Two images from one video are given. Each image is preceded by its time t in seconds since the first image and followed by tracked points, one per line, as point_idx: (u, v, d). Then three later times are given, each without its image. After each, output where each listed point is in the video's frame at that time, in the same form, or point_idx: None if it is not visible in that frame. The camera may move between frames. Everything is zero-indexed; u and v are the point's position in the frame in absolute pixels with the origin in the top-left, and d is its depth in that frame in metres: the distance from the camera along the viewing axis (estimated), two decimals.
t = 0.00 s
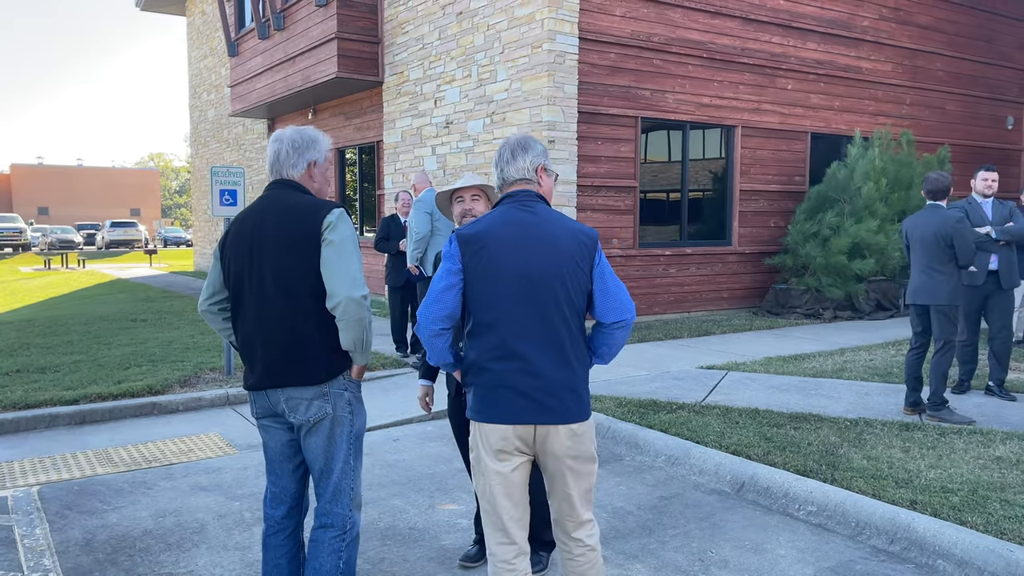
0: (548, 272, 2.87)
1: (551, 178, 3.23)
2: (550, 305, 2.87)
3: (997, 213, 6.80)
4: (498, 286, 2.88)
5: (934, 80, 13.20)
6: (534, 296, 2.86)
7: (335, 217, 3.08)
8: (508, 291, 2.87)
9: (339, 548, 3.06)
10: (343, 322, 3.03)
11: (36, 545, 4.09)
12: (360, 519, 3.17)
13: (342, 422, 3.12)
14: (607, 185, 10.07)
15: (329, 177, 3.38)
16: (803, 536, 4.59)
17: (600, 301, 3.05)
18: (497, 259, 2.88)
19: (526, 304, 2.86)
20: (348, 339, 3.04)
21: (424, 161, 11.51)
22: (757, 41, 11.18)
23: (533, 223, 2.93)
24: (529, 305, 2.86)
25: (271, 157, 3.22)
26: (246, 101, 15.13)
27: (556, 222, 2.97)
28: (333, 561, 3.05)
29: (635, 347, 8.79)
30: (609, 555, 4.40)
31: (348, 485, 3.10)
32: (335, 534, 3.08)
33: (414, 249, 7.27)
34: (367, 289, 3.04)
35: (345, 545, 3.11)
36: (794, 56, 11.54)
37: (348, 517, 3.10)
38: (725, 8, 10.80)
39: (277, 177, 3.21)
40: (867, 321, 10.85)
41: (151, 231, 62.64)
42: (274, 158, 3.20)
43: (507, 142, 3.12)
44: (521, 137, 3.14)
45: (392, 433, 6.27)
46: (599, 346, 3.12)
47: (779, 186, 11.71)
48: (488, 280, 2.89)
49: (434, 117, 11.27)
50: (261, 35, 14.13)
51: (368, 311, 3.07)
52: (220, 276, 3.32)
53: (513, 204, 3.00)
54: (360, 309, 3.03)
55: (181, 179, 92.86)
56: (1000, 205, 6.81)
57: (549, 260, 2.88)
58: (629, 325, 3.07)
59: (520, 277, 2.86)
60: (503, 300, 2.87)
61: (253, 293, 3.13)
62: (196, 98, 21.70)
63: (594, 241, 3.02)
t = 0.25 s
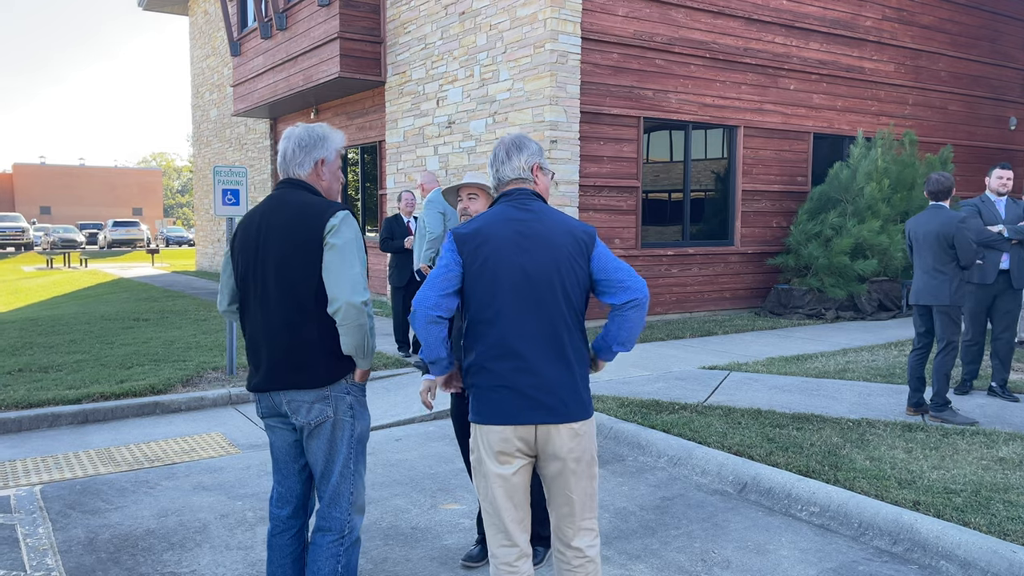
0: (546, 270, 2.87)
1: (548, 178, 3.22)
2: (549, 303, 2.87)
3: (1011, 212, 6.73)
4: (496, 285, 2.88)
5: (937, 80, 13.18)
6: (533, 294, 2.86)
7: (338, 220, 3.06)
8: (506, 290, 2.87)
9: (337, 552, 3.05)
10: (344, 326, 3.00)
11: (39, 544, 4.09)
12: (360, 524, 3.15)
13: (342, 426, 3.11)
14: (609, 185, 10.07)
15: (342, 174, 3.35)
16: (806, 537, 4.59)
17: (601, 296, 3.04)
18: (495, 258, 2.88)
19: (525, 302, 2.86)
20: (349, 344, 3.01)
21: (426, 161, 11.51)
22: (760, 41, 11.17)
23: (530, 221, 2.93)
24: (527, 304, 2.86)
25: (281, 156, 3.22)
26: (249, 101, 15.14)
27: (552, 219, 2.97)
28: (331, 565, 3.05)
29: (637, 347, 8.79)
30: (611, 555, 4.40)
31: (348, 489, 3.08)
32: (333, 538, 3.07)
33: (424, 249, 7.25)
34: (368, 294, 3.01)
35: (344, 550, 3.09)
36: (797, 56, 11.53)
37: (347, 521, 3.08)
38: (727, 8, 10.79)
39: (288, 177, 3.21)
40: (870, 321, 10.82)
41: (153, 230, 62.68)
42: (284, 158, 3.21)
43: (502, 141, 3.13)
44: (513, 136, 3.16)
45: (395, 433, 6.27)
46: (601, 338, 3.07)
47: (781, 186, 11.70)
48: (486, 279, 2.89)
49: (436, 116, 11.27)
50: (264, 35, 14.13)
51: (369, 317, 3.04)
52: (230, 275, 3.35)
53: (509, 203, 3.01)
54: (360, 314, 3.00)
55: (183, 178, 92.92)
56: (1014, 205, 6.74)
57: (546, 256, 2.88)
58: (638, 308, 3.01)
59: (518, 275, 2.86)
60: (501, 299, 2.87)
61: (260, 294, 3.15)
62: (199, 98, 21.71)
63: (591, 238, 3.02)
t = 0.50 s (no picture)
0: (550, 270, 2.87)
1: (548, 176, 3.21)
2: (553, 304, 2.86)
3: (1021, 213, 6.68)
4: (499, 286, 2.87)
5: (940, 81, 13.17)
6: (536, 295, 2.85)
7: (344, 223, 3.04)
8: (509, 291, 2.86)
9: (339, 556, 3.05)
10: (348, 332, 2.99)
11: (41, 544, 4.08)
12: (363, 527, 3.14)
13: (347, 429, 3.09)
14: (611, 185, 10.06)
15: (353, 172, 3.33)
16: (809, 538, 4.58)
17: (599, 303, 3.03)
18: (498, 259, 2.87)
19: (529, 304, 2.85)
20: (354, 350, 3.00)
21: (428, 161, 11.50)
22: (762, 41, 11.16)
23: (532, 221, 2.92)
24: (529, 305, 2.85)
25: (291, 155, 3.21)
26: (251, 100, 15.14)
27: (554, 219, 2.96)
28: (333, 569, 3.05)
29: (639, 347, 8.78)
30: (614, 556, 4.40)
31: (350, 494, 3.07)
32: (336, 542, 3.06)
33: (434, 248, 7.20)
34: (372, 300, 3.00)
35: (346, 553, 3.09)
36: (799, 56, 11.52)
37: (349, 526, 3.07)
38: (730, 8, 10.78)
39: (296, 177, 3.20)
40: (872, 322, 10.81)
41: (155, 230, 62.71)
42: (294, 156, 3.19)
43: (503, 141, 3.11)
44: (516, 135, 3.13)
45: (397, 433, 6.26)
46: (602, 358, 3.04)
47: (784, 186, 11.69)
48: (488, 280, 2.88)
49: (438, 116, 11.27)
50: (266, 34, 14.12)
51: (374, 323, 3.02)
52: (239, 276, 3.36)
53: (511, 203, 3.00)
54: (365, 321, 2.99)
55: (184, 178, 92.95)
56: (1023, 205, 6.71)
57: (550, 257, 2.88)
58: (635, 323, 3.01)
59: (521, 275, 2.85)
60: (505, 300, 2.86)
61: (265, 296, 3.15)
62: (200, 98, 21.71)
63: (592, 238, 3.01)
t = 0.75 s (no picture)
0: (555, 271, 2.87)
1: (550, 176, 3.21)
2: (557, 304, 2.86)
3: None
4: (503, 287, 2.86)
5: (942, 81, 13.15)
6: (541, 295, 2.85)
7: (348, 225, 3.02)
8: (514, 290, 2.85)
9: (338, 560, 3.04)
10: (352, 337, 2.98)
11: (43, 543, 4.08)
12: (363, 531, 3.12)
13: (350, 432, 3.08)
14: (613, 185, 10.05)
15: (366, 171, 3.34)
16: (812, 538, 4.57)
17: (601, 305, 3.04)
18: (503, 258, 2.86)
19: (533, 304, 2.85)
20: (358, 353, 2.98)
21: (430, 161, 11.50)
22: (765, 41, 11.15)
23: (537, 221, 2.92)
24: (533, 305, 2.85)
25: (304, 152, 3.21)
26: (253, 100, 15.14)
27: (557, 219, 2.96)
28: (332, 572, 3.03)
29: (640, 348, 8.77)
30: (616, 557, 4.39)
31: (350, 497, 3.06)
32: (335, 545, 3.05)
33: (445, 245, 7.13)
34: (375, 304, 2.97)
35: (346, 556, 3.08)
36: (801, 56, 11.51)
37: (348, 530, 3.06)
38: (732, 8, 10.77)
39: (308, 175, 3.20)
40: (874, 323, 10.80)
41: (156, 230, 62.73)
42: (308, 153, 3.20)
43: (504, 140, 3.11)
44: (517, 134, 3.13)
45: (399, 433, 6.26)
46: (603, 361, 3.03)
47: (786, 186, 11.68)
48: (492, 280, 2.87)
49: (440, 116, 11.26)
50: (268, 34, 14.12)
51: (378, 327, 3.00)
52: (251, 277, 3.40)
53: (514, 203, 2.99)
54: (368, 325, 2.97)
55: (186, 178, 92.98)
56: None
57: (554, 257, 2.88)
58: (636, 320, 3.00)
59: (527, 275, 2.84)
60: (510, 300, 2.85)
61: (272, 298, 3.17)
62: (202, 98, 21.71)
63: (595, 238, 3.02)
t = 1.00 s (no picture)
0: (559, 270, 2.87)
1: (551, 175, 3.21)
2: (561, 303, 2.86)
3: None
4: (508, 285, 2.86)
5: (944, 81, 13.15)
6: (545, 294, 2.85)
7: (355, 226, 3.01)
8: (518, 289, 2.85)
9: (339, 562, 3.04)
10: (356, 339, 2.95)
11: (45, 543, 4.08)
12: (363, 534, 3.12)
13: (353, 435, 3.08)
14: (614, 185, 10.05)
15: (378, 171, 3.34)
16: (813, 539, 4.57)
17: (605, 302, 3.05)
18: (507, 257, 2.86)
19: (537, 303, 2.85)
20: (362, 356, 2.96)
21: (431, 161, 11.50)
22: (766, 42, 11.15)
23: (540, 220, 2.92)
24: (537, 304, 2.84)
25: (317, 151, 3.21)
26: (254, 100, 15.14)
27: (560, 217, 2.96)
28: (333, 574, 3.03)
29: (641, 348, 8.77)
30: (618, 557, 4.38)
31: (351, 500, 3.05)
32: (336, 548, 3.05)
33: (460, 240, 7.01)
34: (380, 307, 2.95)
35: (346, 559, 3.08)
36: (803, 56, 11.51)
37: (348, 533, 3.05)
38: (733, 9, 10.77)
39: (320, 174, 3.20)
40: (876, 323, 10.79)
41: (157, 230, 62.76)
42: (320, 152, 3.19)
43: (504, 140, 3.11)
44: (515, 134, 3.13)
45: (400, 433, 6.26)
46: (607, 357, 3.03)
47: (787, 187, 11.68)
48: (497, 278, 2.86)
49: (441, 116, 11.26)
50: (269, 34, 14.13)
51: (382, 331, 2.97)
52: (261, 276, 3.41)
53: (517, 202, 2.99)
54: (372, 329, 2.94)
55: (187, 178, 93.03)
56: None
57: (558, 256, 2.87)
58: (641, 317, 2.98)
59: (531, 275, 2.84)
60: (515, 299, 2.85)
61: (278, 297, 3.17)
62: (203, 97, 21.72)
63: (598, 237, 3.02)
